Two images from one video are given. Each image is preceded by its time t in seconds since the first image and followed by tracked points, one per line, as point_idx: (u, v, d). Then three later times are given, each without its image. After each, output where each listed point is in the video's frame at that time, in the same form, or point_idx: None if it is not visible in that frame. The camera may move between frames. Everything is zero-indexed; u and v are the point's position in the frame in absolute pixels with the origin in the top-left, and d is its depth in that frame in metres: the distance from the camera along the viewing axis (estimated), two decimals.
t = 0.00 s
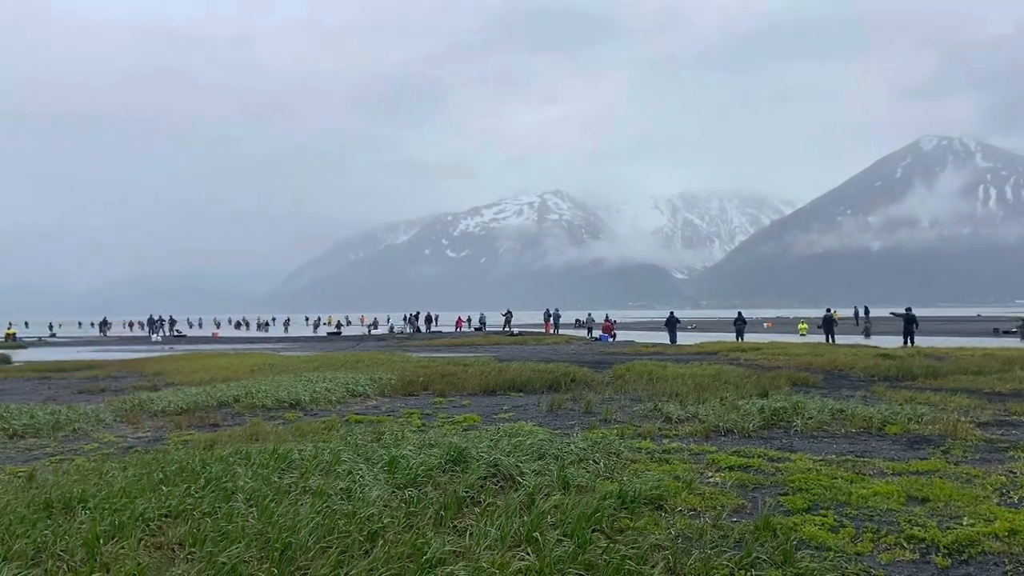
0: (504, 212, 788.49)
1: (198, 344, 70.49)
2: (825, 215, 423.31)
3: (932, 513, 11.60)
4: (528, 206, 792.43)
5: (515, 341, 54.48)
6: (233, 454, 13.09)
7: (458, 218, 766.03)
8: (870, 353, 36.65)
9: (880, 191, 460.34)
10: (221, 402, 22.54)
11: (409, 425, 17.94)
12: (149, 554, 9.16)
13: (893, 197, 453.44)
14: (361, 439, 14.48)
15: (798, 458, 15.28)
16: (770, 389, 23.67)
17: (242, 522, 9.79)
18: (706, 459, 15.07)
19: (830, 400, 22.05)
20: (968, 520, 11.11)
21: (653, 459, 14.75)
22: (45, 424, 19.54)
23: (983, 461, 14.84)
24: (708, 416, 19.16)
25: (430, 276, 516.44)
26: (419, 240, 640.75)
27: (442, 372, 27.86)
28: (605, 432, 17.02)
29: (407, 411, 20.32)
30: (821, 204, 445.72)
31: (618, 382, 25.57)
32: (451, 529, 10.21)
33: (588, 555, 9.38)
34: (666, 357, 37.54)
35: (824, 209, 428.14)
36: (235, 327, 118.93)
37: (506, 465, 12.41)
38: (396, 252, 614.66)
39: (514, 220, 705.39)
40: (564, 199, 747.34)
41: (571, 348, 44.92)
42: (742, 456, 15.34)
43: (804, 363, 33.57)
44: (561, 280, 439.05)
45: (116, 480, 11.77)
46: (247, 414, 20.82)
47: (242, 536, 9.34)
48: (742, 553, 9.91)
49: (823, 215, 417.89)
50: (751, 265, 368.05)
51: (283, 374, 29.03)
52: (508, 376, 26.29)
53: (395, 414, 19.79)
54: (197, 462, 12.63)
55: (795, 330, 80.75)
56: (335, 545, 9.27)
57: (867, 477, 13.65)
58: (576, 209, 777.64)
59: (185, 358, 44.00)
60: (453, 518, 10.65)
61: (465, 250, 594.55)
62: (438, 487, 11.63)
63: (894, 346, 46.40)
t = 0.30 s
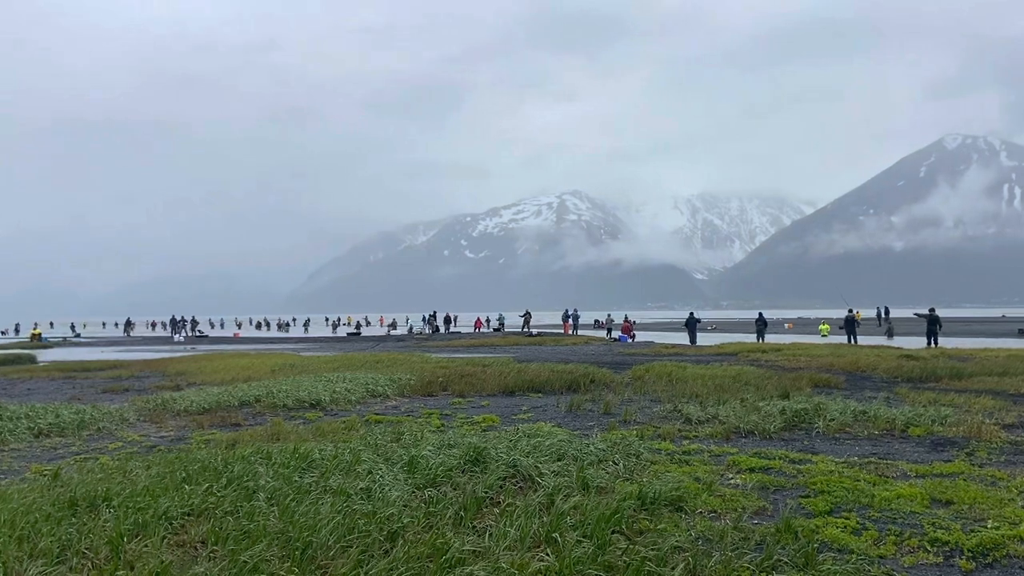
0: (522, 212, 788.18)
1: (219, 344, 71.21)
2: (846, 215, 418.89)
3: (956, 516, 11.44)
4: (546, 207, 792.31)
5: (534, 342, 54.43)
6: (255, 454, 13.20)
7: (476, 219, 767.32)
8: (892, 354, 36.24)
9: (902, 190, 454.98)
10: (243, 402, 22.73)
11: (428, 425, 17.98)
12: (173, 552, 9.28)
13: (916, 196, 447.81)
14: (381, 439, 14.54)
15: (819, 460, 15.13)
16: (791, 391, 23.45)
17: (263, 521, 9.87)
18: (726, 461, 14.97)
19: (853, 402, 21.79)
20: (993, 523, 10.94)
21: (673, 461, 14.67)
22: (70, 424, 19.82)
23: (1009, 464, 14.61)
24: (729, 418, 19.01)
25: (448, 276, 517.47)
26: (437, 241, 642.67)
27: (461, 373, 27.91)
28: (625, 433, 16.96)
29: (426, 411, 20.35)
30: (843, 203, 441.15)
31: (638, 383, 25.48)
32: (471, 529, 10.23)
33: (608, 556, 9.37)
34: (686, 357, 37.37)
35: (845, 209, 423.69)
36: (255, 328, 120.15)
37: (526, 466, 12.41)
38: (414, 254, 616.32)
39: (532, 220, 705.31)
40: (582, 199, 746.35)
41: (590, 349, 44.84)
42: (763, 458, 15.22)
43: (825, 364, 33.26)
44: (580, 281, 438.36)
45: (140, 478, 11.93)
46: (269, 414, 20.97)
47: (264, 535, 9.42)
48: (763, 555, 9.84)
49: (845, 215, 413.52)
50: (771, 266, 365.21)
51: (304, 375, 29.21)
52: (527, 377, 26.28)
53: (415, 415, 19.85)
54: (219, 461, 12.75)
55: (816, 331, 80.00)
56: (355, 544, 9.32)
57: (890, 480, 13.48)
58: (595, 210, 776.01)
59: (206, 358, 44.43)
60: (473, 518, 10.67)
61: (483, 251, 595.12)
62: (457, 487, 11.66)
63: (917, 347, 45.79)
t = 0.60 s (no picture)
0: (540, 213, 788.32)
1: (238, 345, 71.85)
2: (867, 215, 414.51)
3: (980, 519, 11.27)
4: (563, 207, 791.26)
5: (551, 342, 54.35)
6: (274, 453, 13.30)
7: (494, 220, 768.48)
8: (914, 355, 35.72)
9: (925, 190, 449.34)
10: (262, 402, 22.90)
11: (446, 426, 17.99)
12: (194, 551, 9.36)
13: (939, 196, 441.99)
14: (399, 439, 14.58)
15: (840, 462, 14.98)
16: (811, 392, 23.21)
17: (283, 520, 9.93)
18: (746, 463, 14.85)
19: (874, 404, 21.54)
20: (1018, 527, 10.76)
21: (692, 462, 14.58)
22: (93, 423, 20.06)
23: None
24: (748, 419, 18.88)
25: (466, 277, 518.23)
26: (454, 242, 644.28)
27: (479, 374, 27.95)
28: (643, 433, 16.89)
29: (444, 411, 20.38)
30: (864, 203, 436.34)
31: (656, 384, 25.36)
32: (489, 530, 10.22)
33: (626, 558, 9.33)
34: (705, 358, 37.13)
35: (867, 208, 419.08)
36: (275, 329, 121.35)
37: (544, 466, 12.38)
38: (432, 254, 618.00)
39: (549, 221, 704.70)
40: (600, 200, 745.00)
41: (608, 350, 44.75)
42: (782, 460, 15.10)
43: (846, 366, 32.90)
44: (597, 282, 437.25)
45: (162, 477, 12.05)
46: (288, 414, 21.09)
47: (284, 534, 9.48)
48: (782, 557, 9.76)
49: (866, 214, 409.22)
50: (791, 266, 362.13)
51: (322, 375, 29.38)
52: (545, 377, 26.24)
53: (433, 415, 19.86)
54: (239, 460, 12.83)
55: (837, 331, 79.18)
56: (374, 544, 9.35)
57: (912, 482, 13.31)
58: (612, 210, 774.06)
59: (226, 358, 44.82)
60: (491, 518, 10.68)
61: (501, 251, 595.38)
62: (475, 488, 11.67)
63: (940, 348, 45.16)
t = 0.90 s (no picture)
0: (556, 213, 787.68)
1: (257, 345, 72.41)
2: (887, 215, 410.21)
3: (1004, 522, 11.10)
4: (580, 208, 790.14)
5: (568, 343, 54.27)
6: (293, 453, 13.37)
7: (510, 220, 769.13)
8: (936, 357, 35.26)
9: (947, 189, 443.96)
10: (280, 401, 23.04)
11: (463, 426, 18.01)
12: (214, 549, 9.42)
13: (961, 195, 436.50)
14: (416, 440, 14.61)
15: (861, 464, 14.80)
16: (831, 394, 22.98)
17: (301, 519, 9.98)
18: (764, 464, 14.74)
19: (895, 405, 21.28)
20: None
21: (710, 464, 14.46)
22: (114, 422, 20.28)
23: None
24: (767, 420, 18.73)
25: (482, 277, 518.80)
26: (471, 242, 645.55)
27: (496, 374, 27.94)
28: (661, 435, 16.80)
29: (461, 412, 20.39)
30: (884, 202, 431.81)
31: (674, 385, 25.22)
32: (506, 530, 10.21)
33: (644, 559, 9.29)
34: (723, 359, 36.86)
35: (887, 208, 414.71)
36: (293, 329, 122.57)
37: (561, 467, 12.35)
38: (449, 255, 619.03)
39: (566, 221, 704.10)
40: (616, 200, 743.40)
41: (625, 351, 44.59)
42: (802, 461, 14.97)
43: (866, 367, 32.55)
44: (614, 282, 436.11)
45: (182, 476, 12.14)
46: (306, 414, 21.18)
47: (303, 534, 9.52)
48: (802, 560, 9.66)
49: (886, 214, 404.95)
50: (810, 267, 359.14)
51: (340, 375, 29.52)
52: (562, 378, 26.19)
53: (450, 415, 19.86)
54: (258, 459, 12.91)
55: (858, 332, 78.40)
56: (392, 544, 9.36)
57: (934, 484, 13.13)
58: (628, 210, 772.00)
59: (245, 358, 45.21)
60: (508, 519, 10.66)
61: (517, 251, 595.36)
62: (493, 488, 11.66)
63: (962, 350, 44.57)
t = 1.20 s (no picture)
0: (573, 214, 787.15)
1: (275, 345, 73.02)
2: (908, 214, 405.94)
3: None
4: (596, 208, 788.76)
5: (584, 343, 54.25)
6: (311, 453, 13.44)
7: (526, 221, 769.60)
8: (957, 358, 34.86)
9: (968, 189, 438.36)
10: (298, 401, 23.17)
11: (480, 426, 18.03)
12: (233, 548, 9.49)
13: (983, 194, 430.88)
14: (433, 440, 14.65)
15: (881, 466, 14.64)
16: (850, 395, 22.78)
17: (319, 519, 10.03)
18: (783, 466, 14.63)
19: (915, 407, 21.05)
20: None
21: (728, 465, 14.38)
22: (134, 421, 20.49)
23: None
24: (785, 422, 18.58)
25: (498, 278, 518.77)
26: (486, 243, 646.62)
27: (513, 374, 27.95)
28: (678, 436, 16.74)
29: (478, 412, 20.41)
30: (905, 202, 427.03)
31: (691, 386, 25.07)
32: (523, 531, 10.20)
33: (662, 560, 9.25)
34: (741, 360, 36.63)
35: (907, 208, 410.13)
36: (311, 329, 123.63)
37: (578, 468, 12.32)
38: (465, 256, 620.19)
39: (582, 221, 703.06)
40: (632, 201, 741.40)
41: (642, 352, 44.46)
42: (820, 463, 14.84)
43: (886, 368, 32.22)
44: (630, 283, 434.82)
45: (201, 475, 12.25)
46: (324, 414, 21.28)
47: (320, 533, 9.56)
48: (821, 562, 9.58)
49: (905, 213, 400.68)
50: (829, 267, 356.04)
51: (357, 376, 29.67)
52: (578, 379, 26.14)
53: (467, 416, 19.85)
54: (276, 459, 13.02)
55: (877, 333, 77.62)
56: (409, 544, 9.39)
57: (954, 487, 12.96)
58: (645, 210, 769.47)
59: (263, 359, 45.59)
60: (525, 519, 10.64)
61: (533, 252, 595.08)
62: (510, 489, 11.66)
63: (983, 351, 43.99)
